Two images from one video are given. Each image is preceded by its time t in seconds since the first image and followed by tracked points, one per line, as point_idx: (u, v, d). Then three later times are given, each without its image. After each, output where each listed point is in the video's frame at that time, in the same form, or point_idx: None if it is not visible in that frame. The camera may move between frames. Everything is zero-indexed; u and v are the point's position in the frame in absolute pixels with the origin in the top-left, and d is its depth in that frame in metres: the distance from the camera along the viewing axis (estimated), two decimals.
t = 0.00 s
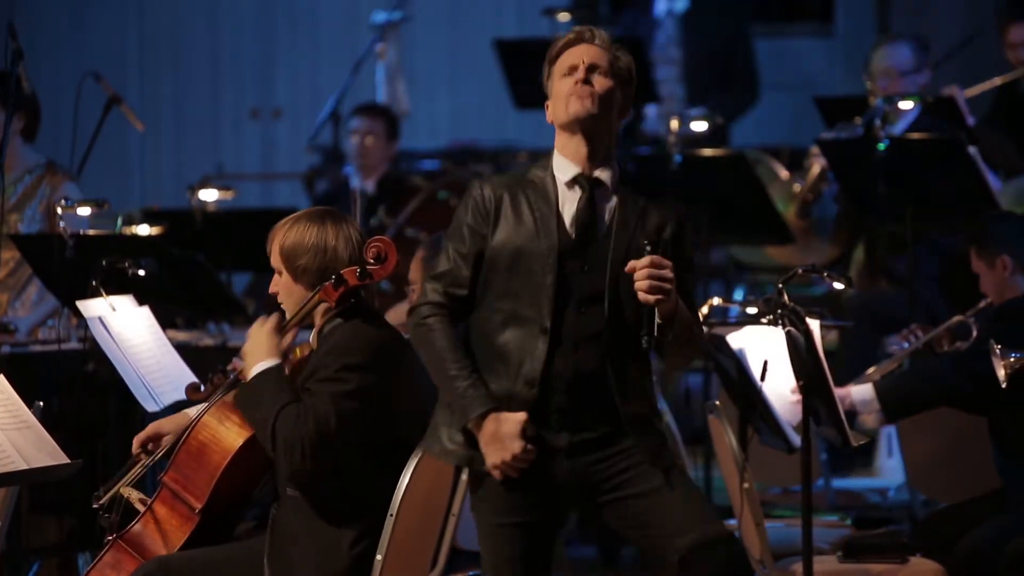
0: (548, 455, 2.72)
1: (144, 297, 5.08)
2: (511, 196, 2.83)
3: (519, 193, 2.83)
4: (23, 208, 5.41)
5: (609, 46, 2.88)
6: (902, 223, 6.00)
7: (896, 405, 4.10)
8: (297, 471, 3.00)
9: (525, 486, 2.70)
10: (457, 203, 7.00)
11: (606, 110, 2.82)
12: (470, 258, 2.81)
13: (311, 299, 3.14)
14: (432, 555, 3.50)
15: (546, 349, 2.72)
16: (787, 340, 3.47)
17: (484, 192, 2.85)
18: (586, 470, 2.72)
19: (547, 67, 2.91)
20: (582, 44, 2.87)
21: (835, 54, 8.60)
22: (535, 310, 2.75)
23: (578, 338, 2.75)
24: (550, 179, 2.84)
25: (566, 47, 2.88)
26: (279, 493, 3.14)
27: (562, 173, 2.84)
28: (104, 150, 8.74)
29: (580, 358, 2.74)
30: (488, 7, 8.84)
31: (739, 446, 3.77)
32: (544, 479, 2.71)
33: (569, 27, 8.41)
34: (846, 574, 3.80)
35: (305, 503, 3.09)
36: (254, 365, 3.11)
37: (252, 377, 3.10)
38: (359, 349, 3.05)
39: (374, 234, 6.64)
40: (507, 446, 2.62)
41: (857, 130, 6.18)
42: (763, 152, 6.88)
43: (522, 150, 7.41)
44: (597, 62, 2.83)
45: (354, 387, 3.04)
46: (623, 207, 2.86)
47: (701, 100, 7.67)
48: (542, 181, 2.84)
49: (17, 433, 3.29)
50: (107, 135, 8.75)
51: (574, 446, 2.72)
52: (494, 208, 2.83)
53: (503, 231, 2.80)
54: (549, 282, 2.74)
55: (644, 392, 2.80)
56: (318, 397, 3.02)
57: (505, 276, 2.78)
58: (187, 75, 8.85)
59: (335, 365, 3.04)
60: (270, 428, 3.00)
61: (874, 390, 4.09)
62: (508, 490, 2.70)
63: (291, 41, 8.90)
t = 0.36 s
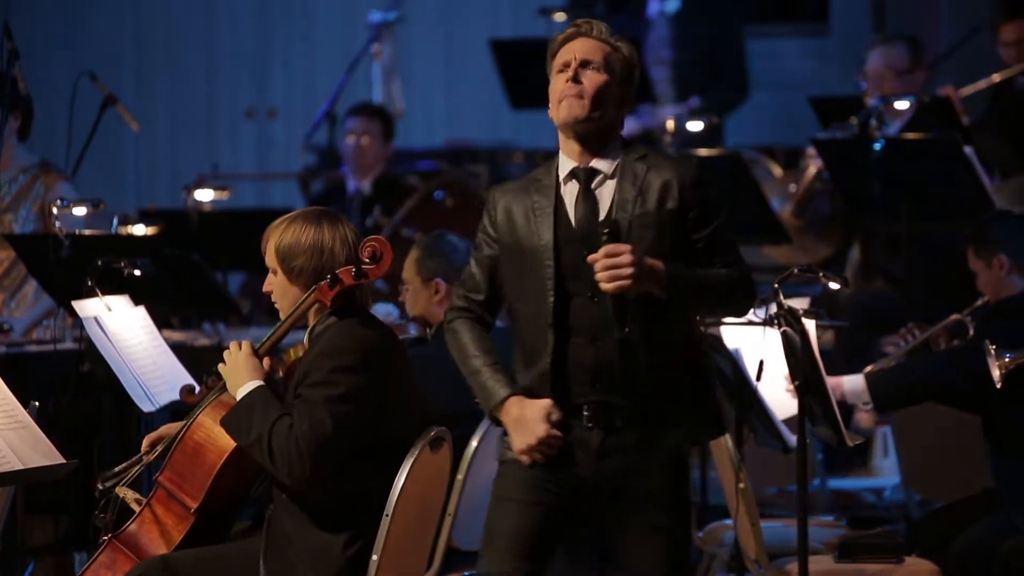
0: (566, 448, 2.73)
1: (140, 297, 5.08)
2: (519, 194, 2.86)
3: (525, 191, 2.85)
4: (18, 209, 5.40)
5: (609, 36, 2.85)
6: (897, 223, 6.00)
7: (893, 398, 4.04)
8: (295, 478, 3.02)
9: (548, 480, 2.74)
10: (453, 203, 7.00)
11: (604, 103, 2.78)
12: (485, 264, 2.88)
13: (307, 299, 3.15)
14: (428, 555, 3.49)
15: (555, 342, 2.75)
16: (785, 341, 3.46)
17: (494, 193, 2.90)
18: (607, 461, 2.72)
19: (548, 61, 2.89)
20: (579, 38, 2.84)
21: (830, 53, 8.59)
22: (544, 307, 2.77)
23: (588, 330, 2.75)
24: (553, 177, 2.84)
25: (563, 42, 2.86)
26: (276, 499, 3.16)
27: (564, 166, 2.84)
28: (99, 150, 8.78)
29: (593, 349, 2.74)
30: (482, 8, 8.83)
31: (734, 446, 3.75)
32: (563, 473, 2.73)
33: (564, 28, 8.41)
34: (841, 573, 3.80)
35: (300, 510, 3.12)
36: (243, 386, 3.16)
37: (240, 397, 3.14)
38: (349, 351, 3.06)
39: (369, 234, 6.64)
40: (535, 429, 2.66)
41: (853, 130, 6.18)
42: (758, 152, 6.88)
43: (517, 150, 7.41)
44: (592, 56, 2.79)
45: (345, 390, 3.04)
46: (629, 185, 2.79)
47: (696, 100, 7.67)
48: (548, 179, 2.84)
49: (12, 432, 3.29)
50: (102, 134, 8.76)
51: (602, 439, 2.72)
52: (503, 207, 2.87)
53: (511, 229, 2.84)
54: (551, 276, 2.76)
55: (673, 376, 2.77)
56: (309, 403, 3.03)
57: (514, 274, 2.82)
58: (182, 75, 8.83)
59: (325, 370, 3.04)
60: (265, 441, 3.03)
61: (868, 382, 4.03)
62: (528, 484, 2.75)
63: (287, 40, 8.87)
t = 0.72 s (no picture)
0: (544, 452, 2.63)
1: (131, 297, 5.08)
2: (497, 193, 2.77)
3: (506, 186, 2.76)
4: (10, 208, 5.40)
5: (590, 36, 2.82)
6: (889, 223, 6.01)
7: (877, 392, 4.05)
8: (286, 474, 3.01)
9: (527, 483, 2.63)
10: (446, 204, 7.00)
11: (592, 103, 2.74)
12: (458, 256, 2.77)
13: (304, 297, 3.16)
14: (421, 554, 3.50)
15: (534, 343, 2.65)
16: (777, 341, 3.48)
17: (472, 186, 2.80)
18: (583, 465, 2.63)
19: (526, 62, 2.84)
20: (564, 40, 2.80)
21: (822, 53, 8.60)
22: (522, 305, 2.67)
23: (565, 332, 2.66)
24: (536, 174, 2.76)
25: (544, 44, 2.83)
26: (267, 500, 3.16)
27: (544, 168, 2.77)
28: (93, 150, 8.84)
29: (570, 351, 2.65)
30: (473, 8, 8.83)
31: (727, 445, 3.74)
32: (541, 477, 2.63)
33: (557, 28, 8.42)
34: (833, 573, 3.80)
35: (291, 510, 3.11)
36: (234, 389, 3.17)
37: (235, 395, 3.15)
38: (339, 349, 3.06)
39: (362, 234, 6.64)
40: (506, 437, 2.58)
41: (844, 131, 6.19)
42: (750, 152, 6.88)
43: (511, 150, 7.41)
44: (576, 53, 2.76)
45: (335, 387, 3.03)
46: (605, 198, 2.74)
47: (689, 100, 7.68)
48: (529, 175, 2.76)
49: (5, 432, 3.29)
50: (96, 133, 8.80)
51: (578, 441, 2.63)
52: (481, 203, 2.78)
53: (490, 227, 2.75)
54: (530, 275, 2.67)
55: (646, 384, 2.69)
56: (298, 402, 3.02)
57: (491, 271, 2.72)
58: (175, 73, 8.84)
59: (315, 367, 3.04)
60: (256, 440, 3.02)
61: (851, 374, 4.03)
62: (507, 487, 2.63)
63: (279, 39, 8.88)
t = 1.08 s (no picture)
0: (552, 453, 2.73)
1: (124, 298, 5.04)
2: (503, 200, 2.86)
3: (510, 193, 2.86)
4: (2, 209, 5.39)
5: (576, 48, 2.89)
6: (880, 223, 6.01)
7: (876, 393, 4.08)
8: (281, 478, 3.01)
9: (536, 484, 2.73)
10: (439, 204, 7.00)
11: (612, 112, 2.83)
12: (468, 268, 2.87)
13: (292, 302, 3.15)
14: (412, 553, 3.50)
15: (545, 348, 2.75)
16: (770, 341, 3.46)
17: (479, 196, 2.89)
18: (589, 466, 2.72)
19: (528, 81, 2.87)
20: (576, 62, 2.85)
21: (813, 54, 8.60)
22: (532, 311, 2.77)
23: (580, 335, 2.76)
24: (543, 180, 2.85)
25: (538, 66, 2.86)
26: (260, 502, 3.16)
27: (552, 178, 2.84)
28: (83, 151, 8.74)
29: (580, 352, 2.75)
30: (466, 7, 8.84)
31: (718, 444, 3.73)
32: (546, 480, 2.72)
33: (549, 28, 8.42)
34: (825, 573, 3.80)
35: (284, 512, 3.11)
36: (224, 393, 3.16)
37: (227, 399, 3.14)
38: (333, 353, 3.06)
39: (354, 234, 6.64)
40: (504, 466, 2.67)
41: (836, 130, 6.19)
42: (742, 152, 6.88)
43: (503, 150, 7.41)
44: (588, 67, 2.85)
45: (330, 390, 3.03)
46: (614, 198, 2.83)
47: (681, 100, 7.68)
48: (535, 181, 2.85)
49: None
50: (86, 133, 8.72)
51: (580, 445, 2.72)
52: (488, 212, 2.87)
53: (499, 232, 2.84)
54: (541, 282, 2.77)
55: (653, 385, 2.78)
56: (292, 404, 3.03)
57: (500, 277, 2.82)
58: (166, 73, 8.85)
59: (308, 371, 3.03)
60: (251, 445, 3.04)
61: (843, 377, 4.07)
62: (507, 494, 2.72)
63: (270, 40, 8.90)
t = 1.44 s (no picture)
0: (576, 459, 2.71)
1: (113, 298, 5.03)
2: (484, 218, 2.81)
3: (490, 209, 2.81)
4: None
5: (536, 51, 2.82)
6: (871, 224, 6.01)
7: (869, 400, 4.13)
8: (268, 448, 2.99)
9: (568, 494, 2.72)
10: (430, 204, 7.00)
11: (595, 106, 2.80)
12: (459, 291, 2.83)
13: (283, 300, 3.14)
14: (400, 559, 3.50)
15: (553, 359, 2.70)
16: (759, 341, 3.45)
17: (458, 219, 2.84)
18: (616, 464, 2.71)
19: (511, 90, 2.80)
20: (558, 67, 2.79)
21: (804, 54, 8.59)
22: (533, 323, 2.72)
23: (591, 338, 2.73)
24: (518, 194, 2.81)
25: (515, 80, 2.79)
26: (252, 491, 3.12)
27: (534, 188, 2.80)
28: (73, 150, 8.79)
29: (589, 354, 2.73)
30: (458, 8, 8.84)
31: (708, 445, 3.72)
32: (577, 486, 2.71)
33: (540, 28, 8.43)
34: (815, 573, 3.80)
35: (279, 497, 3.07)
36: (228, 352, 3.12)
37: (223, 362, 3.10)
38: (333, 344, 3.07)
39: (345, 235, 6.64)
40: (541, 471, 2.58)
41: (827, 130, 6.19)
42: (733, 152, 6.87)
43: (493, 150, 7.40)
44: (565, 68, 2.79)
45: (329, 379, 3.05)
46: (599, 200, 2.80)
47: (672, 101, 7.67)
48: (510, 194, 2.81)
49: None
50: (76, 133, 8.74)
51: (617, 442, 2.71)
52: (470, 233, 2.82)
53: (488, 249, 2.79)
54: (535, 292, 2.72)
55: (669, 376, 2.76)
56: (290, 383, 3.04)
57: (496, 293, 2.77)
58: (155, 74, 8.84)
59: (308, 358, 3.05)
60: (242, 410, 3.00)
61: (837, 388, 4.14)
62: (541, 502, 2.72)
63: (261, 47, 8.87)
